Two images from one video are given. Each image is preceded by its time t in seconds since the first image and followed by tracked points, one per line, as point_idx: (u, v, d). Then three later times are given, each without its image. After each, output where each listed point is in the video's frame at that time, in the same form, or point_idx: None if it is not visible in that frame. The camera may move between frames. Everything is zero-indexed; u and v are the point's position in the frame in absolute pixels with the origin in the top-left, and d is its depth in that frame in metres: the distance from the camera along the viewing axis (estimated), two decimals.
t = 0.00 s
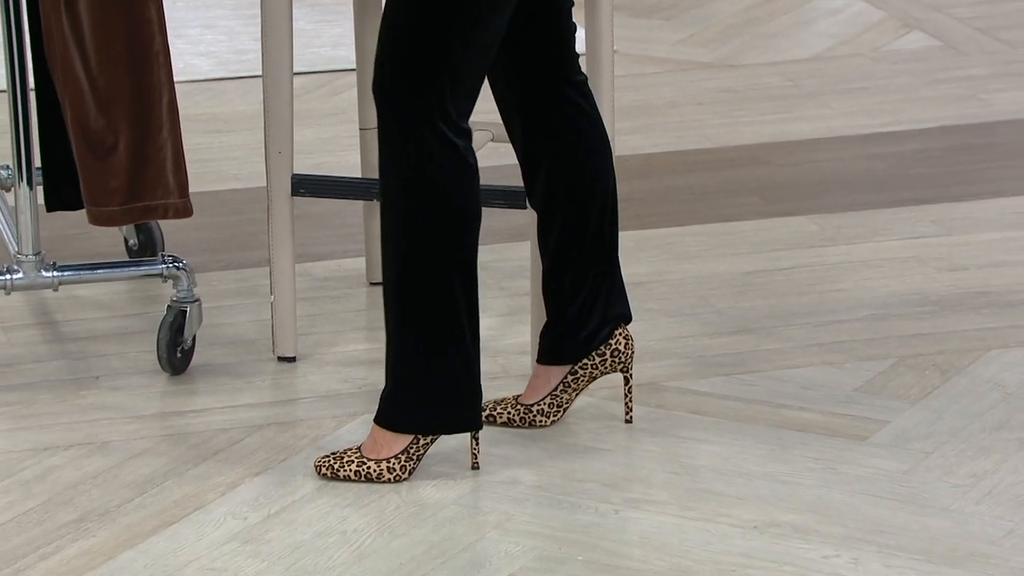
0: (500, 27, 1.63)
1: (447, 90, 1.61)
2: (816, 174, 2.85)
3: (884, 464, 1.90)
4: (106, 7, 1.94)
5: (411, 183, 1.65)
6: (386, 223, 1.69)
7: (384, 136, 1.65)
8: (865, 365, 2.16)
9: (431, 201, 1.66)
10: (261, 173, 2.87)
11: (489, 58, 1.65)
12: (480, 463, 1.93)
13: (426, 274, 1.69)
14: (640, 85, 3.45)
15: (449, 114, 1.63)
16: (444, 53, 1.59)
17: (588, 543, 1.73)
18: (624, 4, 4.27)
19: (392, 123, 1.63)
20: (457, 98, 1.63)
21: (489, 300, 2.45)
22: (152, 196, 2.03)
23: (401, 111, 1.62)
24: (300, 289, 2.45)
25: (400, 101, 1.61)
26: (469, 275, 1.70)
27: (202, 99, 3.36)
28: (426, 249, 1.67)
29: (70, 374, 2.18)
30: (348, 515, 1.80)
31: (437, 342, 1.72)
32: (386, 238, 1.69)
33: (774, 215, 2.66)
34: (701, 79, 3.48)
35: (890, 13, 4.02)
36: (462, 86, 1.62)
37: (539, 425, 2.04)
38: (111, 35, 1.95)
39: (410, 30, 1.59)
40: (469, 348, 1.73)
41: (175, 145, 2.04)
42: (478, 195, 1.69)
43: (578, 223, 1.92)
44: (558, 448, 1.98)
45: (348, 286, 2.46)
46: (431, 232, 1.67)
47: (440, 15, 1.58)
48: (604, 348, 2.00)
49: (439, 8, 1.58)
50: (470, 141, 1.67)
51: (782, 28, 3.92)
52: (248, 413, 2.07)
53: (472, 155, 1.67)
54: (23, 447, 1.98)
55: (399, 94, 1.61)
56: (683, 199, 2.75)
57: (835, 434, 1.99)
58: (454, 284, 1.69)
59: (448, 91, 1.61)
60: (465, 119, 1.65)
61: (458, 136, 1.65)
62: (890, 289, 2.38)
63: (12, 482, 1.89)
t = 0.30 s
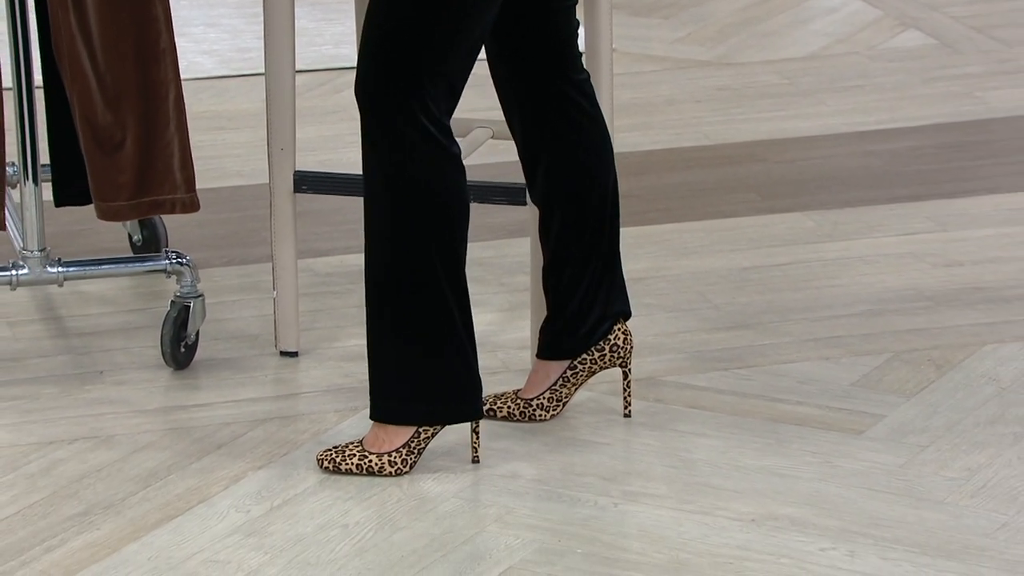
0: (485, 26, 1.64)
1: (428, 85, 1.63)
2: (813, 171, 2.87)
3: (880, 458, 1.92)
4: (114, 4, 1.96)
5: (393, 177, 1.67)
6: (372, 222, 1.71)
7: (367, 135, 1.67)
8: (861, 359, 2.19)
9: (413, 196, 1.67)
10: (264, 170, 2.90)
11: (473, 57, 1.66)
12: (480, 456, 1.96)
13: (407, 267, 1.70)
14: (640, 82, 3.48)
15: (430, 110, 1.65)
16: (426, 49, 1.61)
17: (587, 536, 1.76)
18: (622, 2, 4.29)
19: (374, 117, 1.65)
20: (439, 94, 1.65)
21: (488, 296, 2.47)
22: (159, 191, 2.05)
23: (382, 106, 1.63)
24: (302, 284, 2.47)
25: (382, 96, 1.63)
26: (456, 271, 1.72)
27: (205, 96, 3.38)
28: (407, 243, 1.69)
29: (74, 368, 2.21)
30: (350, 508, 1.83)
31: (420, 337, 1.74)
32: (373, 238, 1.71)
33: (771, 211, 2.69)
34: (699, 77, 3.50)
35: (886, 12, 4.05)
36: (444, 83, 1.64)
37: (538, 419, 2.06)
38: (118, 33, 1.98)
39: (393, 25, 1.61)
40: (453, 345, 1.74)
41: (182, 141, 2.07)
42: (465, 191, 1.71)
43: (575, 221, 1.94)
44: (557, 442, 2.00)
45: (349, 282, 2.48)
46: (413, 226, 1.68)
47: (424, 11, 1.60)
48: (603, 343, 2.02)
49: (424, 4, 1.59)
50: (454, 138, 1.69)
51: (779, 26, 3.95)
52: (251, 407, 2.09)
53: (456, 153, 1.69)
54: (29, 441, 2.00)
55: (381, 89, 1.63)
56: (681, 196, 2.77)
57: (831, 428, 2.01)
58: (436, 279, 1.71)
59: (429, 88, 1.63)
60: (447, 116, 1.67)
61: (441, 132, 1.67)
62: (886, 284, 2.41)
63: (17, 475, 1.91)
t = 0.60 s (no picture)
0: (485, 25, 1.65)
1: (429, 85, 1.64)
2: (811, 170, 2.89)
3: (878, 456, 1.94)
4: (118, 5, 1.97)
5: (393, 176, 1.68)
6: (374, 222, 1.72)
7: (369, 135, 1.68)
8: (859, 358, 2.20)
9: (413, 195, 1.69)
10: (265, 170, 2.91)
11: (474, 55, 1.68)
12: (480, 455, 1.97)
13: (408, 266, 1.72)
14: (639, 82, 3.49)
15: (431, 109, 1.66)
16: (426, 46, 1.62)
17: (587, 533, 1.77)
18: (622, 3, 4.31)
19: (374, 115, 1.66)
20: (440, 94, 1.66)
21: (488, 295, 2.49)
22: (163, 190, 2.07)
23: (382, 105, 1.65)
24: (303, 284, 2.49)
25: (383, 95, 1.64)
26: (456, 271, 1.73)
27: (207, 96, 3.39)
28: (407, 242, 1.71)
29: (77, 367, 2.22)
30: (350, 506, 1.84)
31: (420, 336, 1.75)
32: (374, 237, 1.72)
33: (770, 211, 2.70)
34: (699, 78, 3.52)
35: (884, 13, 4.06)
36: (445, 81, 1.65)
37: (538, 417, 2.07)
38: (122, 32, 1.99)
39: (394, 23, 1.62)
40: (453, 344, 1.76)
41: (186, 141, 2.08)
42: (466, 192, 1.72)
43: (574, 221, 1.95)
44: (557, 440, 2.02)
45: (350, 281, 2.50)
46: (413, 226, 1.70)
47: (424, 10, 1.61)
48: (603, 341, 2.04)
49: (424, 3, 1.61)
50: (455, 139, 1.71)
51: (777, 26, 3.96)
52: (252, 405, 2.11)
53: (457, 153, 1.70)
54: (32, 439, 2.01)
55: (382, 88, 1.64)
56: (680, 195, 2.78)
57: (830, 426, 2.02)
58: (435, 278, 1.72)
59: (430, 87, 1.64)
60: (447, 116, 1.69)
61: (441, 132, 1.68)
62: (884, 283, 2.42)
63: (20, 473, 1.93)
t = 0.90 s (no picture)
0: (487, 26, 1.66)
1: (433, 85, 1.65)
2: (810, 170, 2.90)
3: (877, 455, 1.95)
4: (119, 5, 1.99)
5: (396, 176, 1.70)
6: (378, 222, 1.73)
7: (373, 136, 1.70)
8: (857, 357, 2.21)
9: (416, 195, 1.70)
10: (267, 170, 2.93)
11: (477, 55, 1.69)
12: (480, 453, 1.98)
13: (409, 266, 1.73)
14: (639, 83, 3.50)
15: (435, 110, 1.67)
16: (429, 47, 1.63)
17: (587, 532, 1.78)
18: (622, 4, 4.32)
19: (378, 115, 1.68)
20: (444, 94, 1.68)
21: (488, 294, 2.50)
22: (164, 190, 2.08)
23: (386, 105, 1.66)
24: (304, 283, 2.50)
25: (386, 95, 1.66)
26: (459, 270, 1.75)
27: (209, 97, 3.40)
28: (409, 241, 1.72)
29: (79, 366, 2.23)
30: (351, 504, 1.85)
31: (422, 336, 1.76)
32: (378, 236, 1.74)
33: (769, 211, 2.71)
34: (699, 78, 3.53)
35: (882, 13, 4.08)
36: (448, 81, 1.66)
37: (538, 416, 2.08)
38: (123, 33, 2.00)
39: (398, 24, 1.63)
40: (455, 343, 1.77)
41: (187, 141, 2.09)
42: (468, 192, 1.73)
43: (575, 221, 1.96)
44: (557, 439, 2.03)
45: (351, 281, 2.51)
46: (416, 225, 1.71)
47: (426, 10, 1.62)
48: (603, 340, 2.05)
49: (425, 3, 1.62)
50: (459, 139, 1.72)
51: (776, 27, 3.97)
52: (254, 404, 2.12)
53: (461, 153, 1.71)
54: (34, 438, 2.03)
55: (385, 89, 1.66)
56: (680, 195, 2.80)
57: (828, 425, 2.03)
58: (438, 277, 1.73)
59: (430, 87, 1.65)
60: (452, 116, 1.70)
61: (445, 132, 1.69)
62: (882, 283, 2.43)
63: (23, 472, 1.94)
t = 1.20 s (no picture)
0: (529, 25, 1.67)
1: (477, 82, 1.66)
2: (810, 170, 2.91)
3: (875, 454, 1.96)
4: (118, 7, 1.99)
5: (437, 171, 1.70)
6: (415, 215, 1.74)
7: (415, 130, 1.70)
8: (855, 357, 2.22)
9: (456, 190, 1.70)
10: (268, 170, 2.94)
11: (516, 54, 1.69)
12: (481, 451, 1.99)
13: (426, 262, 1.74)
14: (639, 83, 3.51)
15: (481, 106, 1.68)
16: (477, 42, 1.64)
17: (587, 530, 1.79)
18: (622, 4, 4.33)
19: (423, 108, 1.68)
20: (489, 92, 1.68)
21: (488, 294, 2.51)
22: (162, 192, 2.09)
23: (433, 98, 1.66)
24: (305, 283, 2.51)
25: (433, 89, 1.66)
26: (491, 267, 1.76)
27: (210, 98, 3.42)
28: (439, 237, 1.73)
29: (80, 366, 2.24)
30: (352, 503, 1.86)
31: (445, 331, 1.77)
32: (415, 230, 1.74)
33: (768, 211, 2.72)
34: (698, 79, 3.54)
35: (881, 14, 4.09)
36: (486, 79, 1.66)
37: (538, 416, 2.09)
38: (123, 35, 2.01)
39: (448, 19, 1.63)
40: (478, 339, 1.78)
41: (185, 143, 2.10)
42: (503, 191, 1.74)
43: (581, 220, 1.97)
44: (556, 438, 2.04)
45: (351, 281, 2.52)
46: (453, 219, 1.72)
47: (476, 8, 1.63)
48: (603, 340, 2.05)
49: None
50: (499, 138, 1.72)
51: (776, 28, 3.99)
52: (255, 404, 2.13)
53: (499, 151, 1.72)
54: (36, 437, 2.04)
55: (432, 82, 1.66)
56: (680, 195, 2.81)
57: (826, 424, 2.04)
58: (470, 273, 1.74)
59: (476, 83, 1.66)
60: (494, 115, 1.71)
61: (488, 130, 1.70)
62: (880, 283, 2.44)
63: (25, 471, 1.95)
